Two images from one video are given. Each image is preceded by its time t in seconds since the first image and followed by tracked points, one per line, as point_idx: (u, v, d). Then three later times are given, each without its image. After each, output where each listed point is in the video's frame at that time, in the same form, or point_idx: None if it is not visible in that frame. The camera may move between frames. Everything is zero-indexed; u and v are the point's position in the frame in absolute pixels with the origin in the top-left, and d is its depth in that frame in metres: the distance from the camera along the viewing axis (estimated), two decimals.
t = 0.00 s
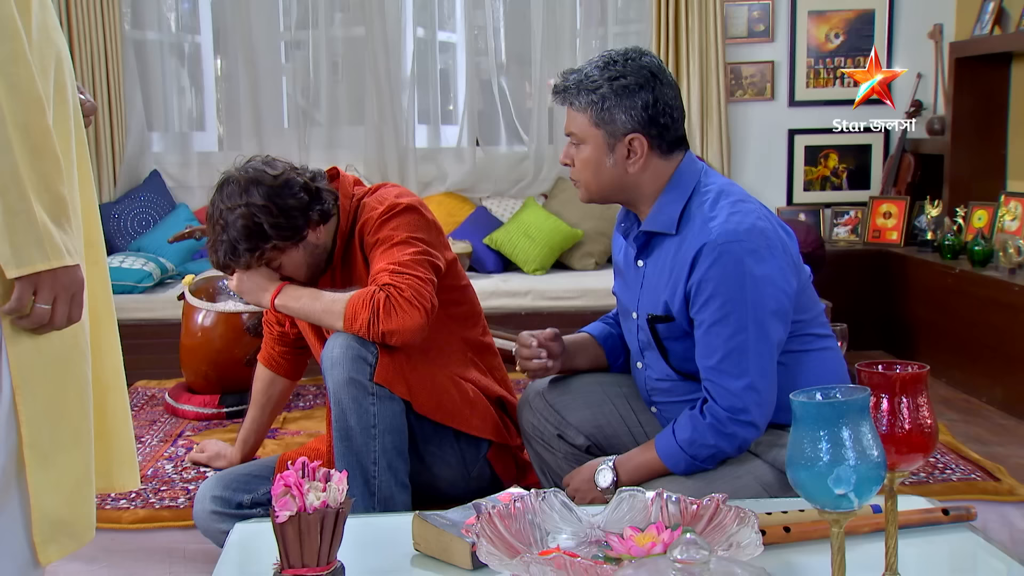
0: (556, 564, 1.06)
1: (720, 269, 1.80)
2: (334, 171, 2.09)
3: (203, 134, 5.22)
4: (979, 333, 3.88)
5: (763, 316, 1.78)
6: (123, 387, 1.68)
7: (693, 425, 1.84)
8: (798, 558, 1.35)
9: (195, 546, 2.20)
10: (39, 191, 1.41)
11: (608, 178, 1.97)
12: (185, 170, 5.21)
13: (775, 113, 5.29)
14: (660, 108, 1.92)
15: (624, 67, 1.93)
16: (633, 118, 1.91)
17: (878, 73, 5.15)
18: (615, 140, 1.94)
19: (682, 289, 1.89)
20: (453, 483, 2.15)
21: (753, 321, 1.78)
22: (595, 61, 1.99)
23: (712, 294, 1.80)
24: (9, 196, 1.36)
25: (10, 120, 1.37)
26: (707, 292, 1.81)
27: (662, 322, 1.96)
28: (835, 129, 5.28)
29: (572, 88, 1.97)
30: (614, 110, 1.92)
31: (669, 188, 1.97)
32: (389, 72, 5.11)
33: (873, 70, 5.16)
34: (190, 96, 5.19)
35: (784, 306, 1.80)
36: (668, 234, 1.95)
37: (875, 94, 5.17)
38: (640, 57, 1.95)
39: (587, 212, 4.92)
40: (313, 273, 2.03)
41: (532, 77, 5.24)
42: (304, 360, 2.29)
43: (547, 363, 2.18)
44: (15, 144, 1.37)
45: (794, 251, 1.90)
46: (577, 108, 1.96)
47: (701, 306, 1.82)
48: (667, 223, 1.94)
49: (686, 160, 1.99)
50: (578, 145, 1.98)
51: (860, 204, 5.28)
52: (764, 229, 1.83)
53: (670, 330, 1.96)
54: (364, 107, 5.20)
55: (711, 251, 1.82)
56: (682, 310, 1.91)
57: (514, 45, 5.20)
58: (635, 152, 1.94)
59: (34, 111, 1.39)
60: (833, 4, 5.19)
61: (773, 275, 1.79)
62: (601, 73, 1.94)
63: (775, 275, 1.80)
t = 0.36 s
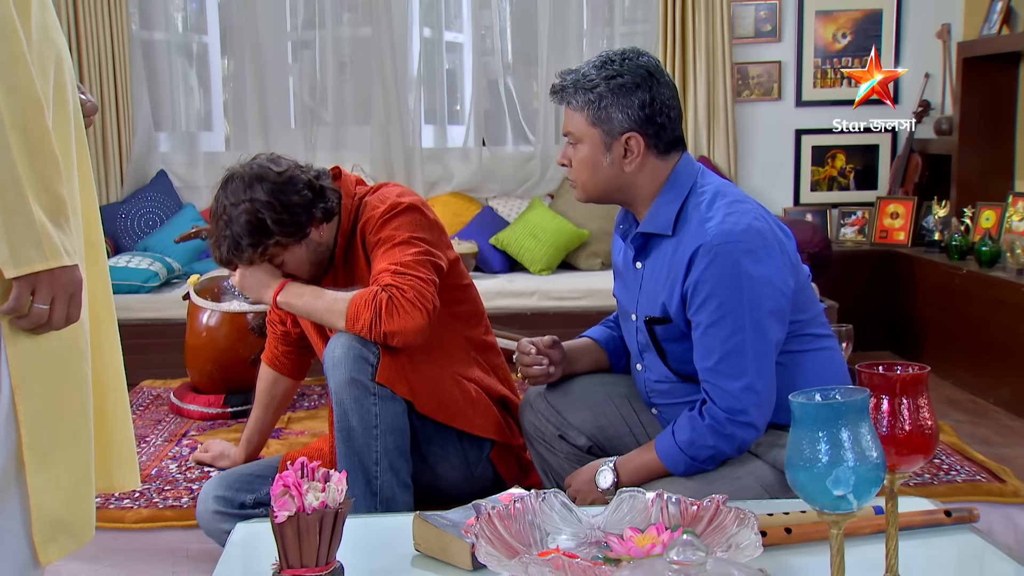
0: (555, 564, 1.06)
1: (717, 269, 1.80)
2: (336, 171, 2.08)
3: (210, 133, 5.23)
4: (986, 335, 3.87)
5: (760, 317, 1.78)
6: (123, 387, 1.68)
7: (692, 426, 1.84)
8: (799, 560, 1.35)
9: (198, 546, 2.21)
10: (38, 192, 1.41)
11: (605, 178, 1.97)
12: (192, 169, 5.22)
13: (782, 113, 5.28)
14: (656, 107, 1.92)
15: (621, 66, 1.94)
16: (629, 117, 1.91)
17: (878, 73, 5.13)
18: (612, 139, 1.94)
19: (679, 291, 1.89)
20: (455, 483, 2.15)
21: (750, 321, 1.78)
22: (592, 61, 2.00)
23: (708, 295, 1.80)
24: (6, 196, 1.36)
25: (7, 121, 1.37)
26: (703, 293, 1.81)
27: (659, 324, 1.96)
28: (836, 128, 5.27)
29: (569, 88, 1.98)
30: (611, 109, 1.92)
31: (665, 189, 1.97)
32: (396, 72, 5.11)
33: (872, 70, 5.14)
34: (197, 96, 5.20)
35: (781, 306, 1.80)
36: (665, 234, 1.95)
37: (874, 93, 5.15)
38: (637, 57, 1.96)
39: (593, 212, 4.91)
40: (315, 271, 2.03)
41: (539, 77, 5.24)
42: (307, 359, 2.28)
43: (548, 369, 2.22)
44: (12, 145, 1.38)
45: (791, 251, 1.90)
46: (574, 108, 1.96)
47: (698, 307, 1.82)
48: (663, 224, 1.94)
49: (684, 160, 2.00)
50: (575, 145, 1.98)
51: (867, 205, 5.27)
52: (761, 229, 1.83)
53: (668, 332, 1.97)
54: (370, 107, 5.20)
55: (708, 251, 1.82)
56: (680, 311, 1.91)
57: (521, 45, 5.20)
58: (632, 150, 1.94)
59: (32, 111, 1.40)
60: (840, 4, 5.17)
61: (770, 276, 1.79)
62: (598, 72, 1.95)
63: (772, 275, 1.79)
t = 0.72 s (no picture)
0: (552, 566, 1.06)
1: (717, 268, 1.80)
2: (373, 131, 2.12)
3: (217, 134, 5.25)
4: (992, 336, 3.86)
5: (759, 316, 1.78)
6: (122, 386, 1.69)
7: (691, 426, 1.84)
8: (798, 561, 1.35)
9: (200, 546, 2.22)
10: (35, 191, 1.42)
11: (608, 171, 1.97)
12: (198, 170, 5.24)
13: (788, 113, 5.27)
14: (663, 104, 1.92)
15: (632, 61, 1.94)
16: (635, 112, 1.92)
17: (878, 73, 5.08)
18: (616, 132, 1.94)
19: (680, 288, 1.89)
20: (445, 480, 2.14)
21: (750, 320, 1.77)
22: (605, 53, 2.00)
23: (708, 293, 1.80)
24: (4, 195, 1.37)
25: (5, 121, 1.37)
26: (703, 291, 1.81)
27: (658, 321, 1.95)
28: (835, 129, 5.26)
29: (580, 77, 1.99)
30: (618, 102, 1.93)
31: (669, 184, 1.97)
32: (401, 73, 5.12)
33: (873, 70, 5.10)
34: (204, 97, 5.21)
35: (781, 306, 1.79)
36: (665, 231, 1.95)
37: (875, 93, 5.11)
38: (649, 53, 1.96)
39: (598, 213, 4.91)
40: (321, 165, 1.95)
41: (544, 78, 5.23)
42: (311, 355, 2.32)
43: (542, 372, 2.22)
44: (10, 144, 1.38)
45: (792, 251, 1.90)
46: (582, 98, 1.97)
47: (698, 305, 1.82)
48: (664, 221, 1.95)
49: (689, 159, 2.00)
50: (580, 136, 1.99)
51: (874, 206, 5.25)
52: (763, 229, 1.83)
53: (667, 329, 1.96)
54: (375, 107, 5.21)
55: (709, 250, 1.82)
56: (680, 309, 1.91)
57: (526, 46, 5.20)
58: (635, 146, 1.94)
59: (29, 111, 1.40)
60: (846, 4, 5.16)
61: (771, 275, 1.79)
62: (609, 64, 1.95)
63: (773, 275, 1.79)
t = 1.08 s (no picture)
0: (546, 567, 1.06)
1: (718, 264, 1.80)
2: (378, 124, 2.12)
3: (220, 134, 5.25)
4: (995, 337, 3.85)
5: (758, 314, 1.78)
6: (117, 386, 1.69)
7: (685, 425, 1.85)
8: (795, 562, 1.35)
9: (198, 546, 2.22)
10: (25, 192, 1.41)
11: (615, 160, 1.98)
12: (201, 170, 5.25)
13: (791, 114, 5.26)
14: (675, 96, 1.92)
15: (648, 51, 1.94)
16: (646, 102, 1.92)
17: (878, 73, 5.12)
18: (626, 121, 1.95)
19: (681, 282, 1.89)
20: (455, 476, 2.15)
21: (748, 317, 1.77)
22: (623, 41, 2.00)
23: (708, 289, 1.80)
24: None
25: None
26: (704, 286, 1.81)
27: (659, 313, 1.96)
28: (835, 129, 5.26)
29: (596, 64, 2.00)
30: (630, 91, 1.94)
31: (680, 173, 1.98)
32: (404, 73, 5.13)
33: (873, 70, 5.13)
34: (208, 97, 5.22)
35: (781, 305, 1.79)
36: (669, 224, 1.96)
37: (875, 93, 5.12)
38: (666, 44, 1.96)
39: (601, 213, 4.91)
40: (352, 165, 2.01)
41: (547, 78, 5.23)
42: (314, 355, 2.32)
43: (541, 374, 2.22)
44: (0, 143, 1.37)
45: (796, 251, 1.89)
46: (598, 85, 1.99)
47: (697, 300, 1.82)
48: (669, 214, 1.95)
49: (700, 152, 2.00)
50: (593, 123, 2.00)
51: (877, 206, 5.25)
52: (767, 227, 1.82)
53: (667, 322, 1.96)
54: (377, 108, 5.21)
55: (711, 246, 1.81)
56: (680, 303, 1.91)
57: (529, 46, 5.20)
58: (644, 136, 1.95)
59: (20, 111, 1.39)
60: (850, 4, 5.16)
61: (773, 273, 1.78)
62: (625, 53, 1.95)
63: (775, 273, 1.79)
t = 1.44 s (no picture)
0: (535, 568, 1.07)
1: (717, 264, 1.79)
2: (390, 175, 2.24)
3: (220, 135, 5.26)
4: (994, 338, 3.85)
5: (756, 314, 1.77)
6: (108, 387, 1.69)
7: (682, 425, 1.85)
8: (786, 563, 1.35)
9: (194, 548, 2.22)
10: (15, 192, 1.40)
11: (617, 158, 1.98)
12: (201, 170, 5.26)
13: (791, 114, 5.26)
14: (677, 95, 1.92)
15: (650, 49, 1.94)
16: (648, 100, 1.93)
17: (878, 73, 5.13)
18: (628, 120, 1.95)
19: (680, 282, 1.88)
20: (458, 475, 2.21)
21: (747, 318, 1.77)
22: (626, 40, 2.00)
23: (707, 289, 1.80)
24: None
25: None
26: (703, 286, 1.80)
27: (658, 313, 1.96)
28: (835, 129, 5.26)
29: (598, 62, 2.00)
30: (632, 89, 1.94)
31: (681, 173, 1.97)
32: (404, 73, 5.13)
33: (872, 71, 5.14)
34: (209, 97, 5.23)
35: (780, 306, 1.79)
36: (668, 223, 1.96)
37: (874, 93, 5.13)
38: (669, 43, 1.96)
39: (600, 214, 4.91)
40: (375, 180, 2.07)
41: (547, 78, 5.23)
42: (310, 355, 2.35)
43: (541, 373, 2.20)
44: None
45: (795, 251, 1.89)
46: (600, 84, 1.99)
47: (697, 300, 1.82)
48: (669, 213, 1.95)
49: (701, 152, 1.99)
50: (595, 121, 2.01)
51: (878, 207, 5.25)
52: (767, 228, 1.82)
53: (666, 322, 1.97)
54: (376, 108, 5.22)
55: (710, 246, 1.81)
56: (679, 303, 1.90)
57: (529, 46, 5.20)
58: (646, 134, 1.95)
59: (11, 110, 1.39)
60: (850, 5, 5.15)
61: (772, 274, 1.78)
62: (628, 51, 1.96)
63: (774, 274, 1.79)
